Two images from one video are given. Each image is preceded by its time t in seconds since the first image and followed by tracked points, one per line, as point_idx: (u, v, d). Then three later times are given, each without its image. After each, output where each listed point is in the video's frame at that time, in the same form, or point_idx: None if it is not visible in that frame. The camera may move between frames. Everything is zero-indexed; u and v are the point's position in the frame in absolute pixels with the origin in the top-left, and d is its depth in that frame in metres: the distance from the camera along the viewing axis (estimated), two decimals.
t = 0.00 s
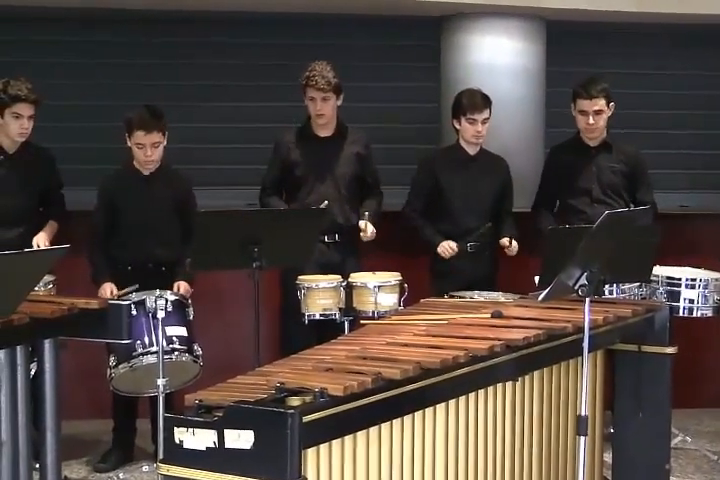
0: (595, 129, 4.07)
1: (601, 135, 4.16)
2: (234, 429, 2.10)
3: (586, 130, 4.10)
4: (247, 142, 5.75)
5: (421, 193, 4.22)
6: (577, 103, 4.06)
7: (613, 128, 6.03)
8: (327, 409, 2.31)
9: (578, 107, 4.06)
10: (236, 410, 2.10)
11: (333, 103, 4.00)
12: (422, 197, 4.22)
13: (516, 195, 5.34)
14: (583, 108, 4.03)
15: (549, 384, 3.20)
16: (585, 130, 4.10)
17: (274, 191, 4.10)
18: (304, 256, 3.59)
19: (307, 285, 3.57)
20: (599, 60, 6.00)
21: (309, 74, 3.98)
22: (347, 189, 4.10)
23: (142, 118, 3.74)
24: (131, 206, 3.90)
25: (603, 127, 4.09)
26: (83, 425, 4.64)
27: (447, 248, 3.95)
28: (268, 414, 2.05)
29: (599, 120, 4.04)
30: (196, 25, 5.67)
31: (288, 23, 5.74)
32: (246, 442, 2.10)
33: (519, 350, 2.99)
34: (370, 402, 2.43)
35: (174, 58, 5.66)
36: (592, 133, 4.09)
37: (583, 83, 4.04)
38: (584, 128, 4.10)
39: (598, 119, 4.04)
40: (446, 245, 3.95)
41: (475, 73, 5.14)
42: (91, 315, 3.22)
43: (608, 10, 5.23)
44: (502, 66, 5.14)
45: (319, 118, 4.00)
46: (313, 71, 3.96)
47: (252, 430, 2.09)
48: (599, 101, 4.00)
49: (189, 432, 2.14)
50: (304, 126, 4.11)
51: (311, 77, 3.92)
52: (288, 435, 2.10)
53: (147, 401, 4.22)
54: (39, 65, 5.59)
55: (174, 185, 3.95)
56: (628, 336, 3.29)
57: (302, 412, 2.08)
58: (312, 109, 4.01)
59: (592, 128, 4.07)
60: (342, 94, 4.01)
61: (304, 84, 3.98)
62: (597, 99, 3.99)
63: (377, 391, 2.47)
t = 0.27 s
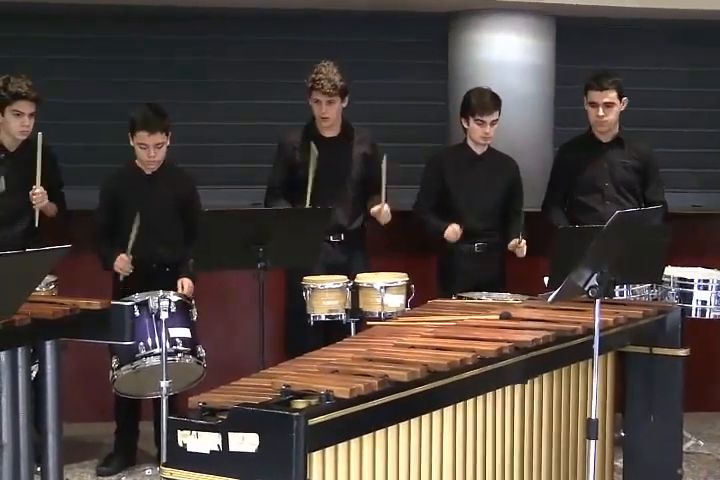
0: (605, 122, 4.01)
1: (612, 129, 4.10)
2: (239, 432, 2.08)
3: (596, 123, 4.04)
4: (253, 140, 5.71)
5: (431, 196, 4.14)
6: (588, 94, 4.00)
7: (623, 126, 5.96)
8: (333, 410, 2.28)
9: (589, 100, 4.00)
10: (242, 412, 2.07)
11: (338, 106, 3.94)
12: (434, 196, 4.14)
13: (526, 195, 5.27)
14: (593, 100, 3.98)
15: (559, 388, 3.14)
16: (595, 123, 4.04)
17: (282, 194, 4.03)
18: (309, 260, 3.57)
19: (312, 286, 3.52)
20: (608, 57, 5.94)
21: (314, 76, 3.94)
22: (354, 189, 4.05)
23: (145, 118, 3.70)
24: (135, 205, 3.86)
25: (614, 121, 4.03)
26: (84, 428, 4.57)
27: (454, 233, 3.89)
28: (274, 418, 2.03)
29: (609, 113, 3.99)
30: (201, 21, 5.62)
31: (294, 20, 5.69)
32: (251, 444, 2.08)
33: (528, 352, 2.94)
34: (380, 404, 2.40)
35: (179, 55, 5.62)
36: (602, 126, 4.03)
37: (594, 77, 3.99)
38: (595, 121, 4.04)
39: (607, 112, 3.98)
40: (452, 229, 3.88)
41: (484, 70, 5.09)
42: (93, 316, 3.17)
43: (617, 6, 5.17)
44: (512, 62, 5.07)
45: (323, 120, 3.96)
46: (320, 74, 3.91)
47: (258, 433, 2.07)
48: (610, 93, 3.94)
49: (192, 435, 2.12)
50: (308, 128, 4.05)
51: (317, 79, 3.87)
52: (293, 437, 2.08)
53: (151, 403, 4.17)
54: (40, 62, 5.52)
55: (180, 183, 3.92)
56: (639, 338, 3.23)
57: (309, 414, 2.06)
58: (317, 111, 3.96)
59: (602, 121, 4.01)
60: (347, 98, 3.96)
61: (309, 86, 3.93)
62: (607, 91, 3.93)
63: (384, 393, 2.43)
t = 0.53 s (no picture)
0: (626, 117, 3.94)
1: (630, 126, 4.04)
2: (249, 435, 2.12)
3: (615, 119, 3.98)
4: (265, 139, 5.66)
5: (445, 193, 4.08)
6: (607, 89, 3.95)
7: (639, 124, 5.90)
8: (344, 413, 2.24)
9: (607, 95, 3.95)
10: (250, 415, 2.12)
11: (350, 104, 3.90)
12: (448, 196, 4.08)
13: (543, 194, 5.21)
14: (613, 94, 3.92)
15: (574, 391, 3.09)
16: (614, 119, 3.98)
17: (293, 193, 4.00)
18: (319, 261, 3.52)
19: (323, 287, 3.47)
20: (622, 55, 5.89)
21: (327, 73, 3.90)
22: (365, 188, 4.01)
23: (156, 116, 3.65)
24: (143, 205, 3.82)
25: (634, 117, 3.96)
26: (92, 430, 4.51)
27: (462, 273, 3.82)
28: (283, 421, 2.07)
29: (629, 107, 3.92)
30: (211, 19, 5.58)
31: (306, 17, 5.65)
32: (261, 447, 2.12)
33: (542, 354, 2.89)
34: (393, 407, 2.36)
35: (190, 53, 5.58)
36: (622, 121, 3.96)
37: (612, 73, 3.95)
38: (614, 118, 3.98)
39: (628, 106, 3.92)
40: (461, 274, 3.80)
41: (498, 68, 5.03)
42: (99, 317, 3.12)
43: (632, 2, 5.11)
44: (527, 60, 5.01)
45: (336, 120, 3.91)
46: (332, 72, 3.87)
47: (268, 436, 2.11)
48: (629, 86, 3.89)
49: (202, 438, 2.15)
50: (319, 127, 4.00)
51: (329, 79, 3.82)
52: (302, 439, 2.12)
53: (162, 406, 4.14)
54: (50, 59, 5.47)
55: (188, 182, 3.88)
56: (656, 341, 3.17)
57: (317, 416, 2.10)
58: (329, 111, 3.91)
59: (622, 116, 3.94)
60: (359, 97, 3.91)
61: (322, 85, 3.88)
62: (626, 84, 3.88)
63: (396, 396, 2.39)
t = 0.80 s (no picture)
0: (644, 114, 3.88)
1: (647, 124, 4.00)
2: (259, 437, 2.22)
3: (634, 116, 3.92)
4: (274, 137, 5.61)
5: (455, 194, 4.04)
6: (624, 86, 3.90)
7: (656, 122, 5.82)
8: (355, 415, 2.26)
9: (625, 91, 3.90)
10: (260, 418, 2.21)
11: (365, 105, 3.86)
12: (458, 197, 4.04)
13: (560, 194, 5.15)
14: (631, 90, 3.87)
15: (587, 394, 3.05)
16: (633, 116, 3.92)
17: (303, 192, 3.96)
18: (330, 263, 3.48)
19: (334, 287, 3.42)
20: (639, 52, 5.83)
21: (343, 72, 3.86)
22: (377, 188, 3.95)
23: (162, 113, 3.62)
24: (151, 204, 3.78)
25: (652, 114, 3.91)
26: (100, 433, 4.45)
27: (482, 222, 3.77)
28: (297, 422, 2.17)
29: (648, 103, 3.87)
30: (220, 15, 5.55)
31: (316, 13, 5.61)
32: (270, 449, 2.22)
33: (556, 356, 2.87)
34: (401, 409, 2.37)
35: (199, 49, 5.54)
36: (640, 118, 3.90)
37: (629, 69, 3.90)
38: (631, 115, 3.92)
39: (647, 102, 3.87)
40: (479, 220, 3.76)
41: (512, 68, 4.98)
42: (107, 317, 3.08)
43: None
44: (540, 58, 4.96)
45: (349, 119, 3.87)
46: (347, 72, 3.82)
47: (277, 439, 2.21)
48: (647, 82, 3.85)
49: (211, 440, 2.25)
50: (333, 125, 3.95)
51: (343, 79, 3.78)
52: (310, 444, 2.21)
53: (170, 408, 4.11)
54: (58, 57, 5.46)
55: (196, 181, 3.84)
56: (672, 342, 3.13)
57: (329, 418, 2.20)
58: (344, 111, 3.88)
59: (640, 113, 3.88)
60: (375, 97, 3.87)
61: (337, 85, 3.85)
62: (645, 79, 3.84)
63: (406, 397, 2.39)
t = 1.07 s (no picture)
0: (664, 113, 3.83)
1: (667, 122, 3.94)
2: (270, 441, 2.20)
3: (653, 115, 3.86)
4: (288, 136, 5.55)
5: (468, 193, 3.97)
6: (643, 84, 3.85)
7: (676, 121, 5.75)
8: (369, 418, 2.23)
9: (644, 90, 3.85)
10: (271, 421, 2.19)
11: (376, 100, 3.80)
12: (474, 196, 3.97)
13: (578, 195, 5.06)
14: (651, 88, 3.82)
15: (603, 398, 2.99)
16: (652, 114, 3.86)
17: (313, 191, 3.91)
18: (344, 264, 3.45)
19: (347, 288, 3.37)
20: (658, 50, 5.76)
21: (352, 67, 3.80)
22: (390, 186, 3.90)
23: (171, 111, 3.57)
24: (161, 204, 3.75)
25: (671, 113, 3.86)
26: (110, 436, 4.39)
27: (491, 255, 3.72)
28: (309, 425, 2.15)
29: (668, 101, 3.82)
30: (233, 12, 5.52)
31: (329, 10, 5.57)
32: (281, 454, 2.19)
33: (572, 359, 2.82)
34: (417, 411, 2.35)
35: (211, 48, 5.51)
36: (660, 117, 3.85)
37: (648, 68, 3.85)
38: (650, 114, 3.87)
39: (666, 101, 3.82)
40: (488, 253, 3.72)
41: (529, 66, 4.91)
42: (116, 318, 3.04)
43: None
44: (558, 55, 4.89)
45: (360, 115, 3.81)
46: (357, 66, 3.78)
47: (288, 443, 2.19)
48: (667, 80, 3.80)
49: (222, 443, 2.23)
50: (343, 122, 3.90)
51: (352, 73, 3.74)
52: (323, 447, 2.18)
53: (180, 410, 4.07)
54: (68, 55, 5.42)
55: (207, 180, 3.80)
56: (690, 345, 3.06)
57: (344, 422, 2.16)
58: (353, 106, 3.81)
59: (661, 112, 3.83)
60: (384, 92, 3.82)
61: (346, 79, 3.79)
62: (665, 78, 3.79)
63: (420, 400, 2.37)
